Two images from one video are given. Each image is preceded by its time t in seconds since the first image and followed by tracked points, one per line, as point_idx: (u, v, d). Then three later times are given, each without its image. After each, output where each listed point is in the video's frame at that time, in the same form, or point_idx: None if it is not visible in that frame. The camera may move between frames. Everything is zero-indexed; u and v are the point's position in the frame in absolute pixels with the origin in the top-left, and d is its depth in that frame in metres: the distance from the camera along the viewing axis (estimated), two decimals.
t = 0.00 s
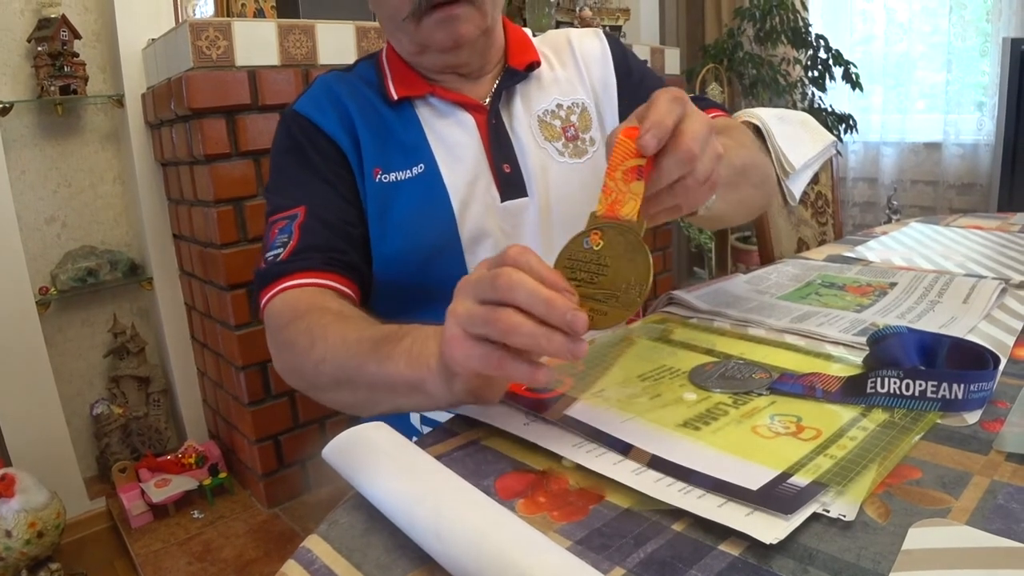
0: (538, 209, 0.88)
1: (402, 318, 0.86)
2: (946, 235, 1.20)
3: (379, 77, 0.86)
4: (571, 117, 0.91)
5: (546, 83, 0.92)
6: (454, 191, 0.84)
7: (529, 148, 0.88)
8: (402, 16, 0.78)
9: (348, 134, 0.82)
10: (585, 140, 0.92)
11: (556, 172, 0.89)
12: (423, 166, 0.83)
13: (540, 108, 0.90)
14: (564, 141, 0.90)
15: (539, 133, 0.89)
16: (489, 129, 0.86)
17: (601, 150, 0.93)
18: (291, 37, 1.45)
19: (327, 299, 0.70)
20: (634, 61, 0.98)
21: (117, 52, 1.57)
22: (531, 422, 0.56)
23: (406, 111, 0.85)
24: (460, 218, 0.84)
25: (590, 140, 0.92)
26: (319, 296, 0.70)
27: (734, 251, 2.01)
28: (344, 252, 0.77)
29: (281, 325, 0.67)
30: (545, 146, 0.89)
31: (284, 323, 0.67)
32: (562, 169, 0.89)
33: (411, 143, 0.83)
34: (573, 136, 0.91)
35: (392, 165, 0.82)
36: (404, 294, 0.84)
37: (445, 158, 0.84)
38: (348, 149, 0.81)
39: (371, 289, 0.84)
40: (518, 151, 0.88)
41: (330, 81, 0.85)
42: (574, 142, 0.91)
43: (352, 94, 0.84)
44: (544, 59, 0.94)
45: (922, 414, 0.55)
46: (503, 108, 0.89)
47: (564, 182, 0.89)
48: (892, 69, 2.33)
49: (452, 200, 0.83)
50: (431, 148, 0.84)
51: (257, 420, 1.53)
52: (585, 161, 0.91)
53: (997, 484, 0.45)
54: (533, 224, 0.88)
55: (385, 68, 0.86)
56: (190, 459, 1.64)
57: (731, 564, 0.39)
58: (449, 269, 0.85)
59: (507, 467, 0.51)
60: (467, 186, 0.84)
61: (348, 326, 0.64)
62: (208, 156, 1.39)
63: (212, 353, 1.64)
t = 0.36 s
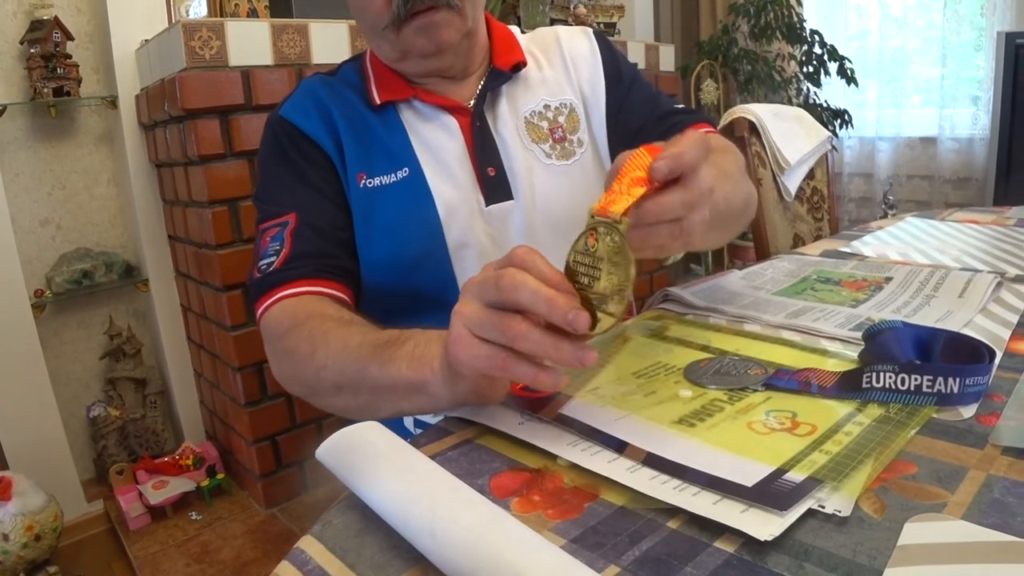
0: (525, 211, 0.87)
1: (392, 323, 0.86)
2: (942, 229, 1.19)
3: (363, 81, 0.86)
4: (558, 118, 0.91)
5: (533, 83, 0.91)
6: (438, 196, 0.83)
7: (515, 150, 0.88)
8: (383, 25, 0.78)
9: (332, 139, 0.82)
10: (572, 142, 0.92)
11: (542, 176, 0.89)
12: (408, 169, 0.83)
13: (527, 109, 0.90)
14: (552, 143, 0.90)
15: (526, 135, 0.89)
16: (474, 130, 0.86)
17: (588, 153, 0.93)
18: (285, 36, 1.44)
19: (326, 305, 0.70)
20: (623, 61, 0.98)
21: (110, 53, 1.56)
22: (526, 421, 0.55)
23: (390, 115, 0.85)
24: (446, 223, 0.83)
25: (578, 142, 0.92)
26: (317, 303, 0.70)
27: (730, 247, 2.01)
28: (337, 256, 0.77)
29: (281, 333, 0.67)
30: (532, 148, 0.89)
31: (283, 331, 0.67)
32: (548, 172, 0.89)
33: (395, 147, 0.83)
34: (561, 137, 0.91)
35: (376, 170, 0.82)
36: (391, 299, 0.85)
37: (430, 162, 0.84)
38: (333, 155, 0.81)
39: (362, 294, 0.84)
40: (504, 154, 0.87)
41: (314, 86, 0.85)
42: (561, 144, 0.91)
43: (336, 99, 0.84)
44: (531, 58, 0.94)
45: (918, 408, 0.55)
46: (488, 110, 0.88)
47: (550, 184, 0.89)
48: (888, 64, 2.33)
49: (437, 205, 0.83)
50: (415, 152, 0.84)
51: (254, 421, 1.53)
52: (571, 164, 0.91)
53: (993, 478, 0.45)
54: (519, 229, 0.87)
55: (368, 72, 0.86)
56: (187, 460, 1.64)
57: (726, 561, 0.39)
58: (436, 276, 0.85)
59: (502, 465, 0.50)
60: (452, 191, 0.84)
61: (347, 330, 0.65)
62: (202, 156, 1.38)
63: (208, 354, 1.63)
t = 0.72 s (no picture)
0: (514, 211, 0.87)
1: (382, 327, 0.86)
2: (938, 224, 1.20)
3: (345, 84, 0.86)
4: (547, 116, 0.91)
5: (521, 82, 0.91)
6: (425, 198, 0.83)
7: (505, 148, 0.87)
8: (366, 29, 0.77)
9: (316, 144, 0.81)
10: (562, 140, 0.91)
11: (530, 176, 0.88)
12: (393, 173, 0.82)
13: (516, 108, 0.89)
14: (541, 142, 0.90)
15: (515, 134, 0.89)
16: (461, 130, 0.85)
17: (579, 151, 0.93)
18: (278, 34, 1.44)
19: (303, 311, 0.69)
20: (615, 58, 0.97)
21: (104, 52, 1.56)
22: (522, 417, 0.55)
23: (374, 117, 0.84)
24: (433, 227, 0.83)
25: (567, 140, 0.92)
26: (296, 311, 0.70)
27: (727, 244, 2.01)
28: (319, 269, 0.77)
29: (260, 345, 0.67)
30: (521, 147, 0.89)
31: (262, 341, 0.67)
32: (538, 171, 0.89)
33: (379, 150, 0.83)
34: (550, 136, 0.91)
35: (361, 174, 0.82)
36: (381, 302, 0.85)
37: (415, 165, 0.83)
38: (317, 160, 0.81)
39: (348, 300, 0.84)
40: (491, 154, 0.87)
41: (296, 90, 0.85)
42: (551, 142, 0.91)
43: (319, 103, 0.84)
44: (520, 56, 0.94)
45: (914, 403, 0.55)
46: (475, 109, 0.88)
47: (541, 183, 0.89)
48: (883, 59, 2.33)
49: (424, 207, 0.83)
50: (400, 155, 0.83)
51: (252, 420, 1.52)
52: (561, 162, 0.91)
53: (990, 472, 0.45)
54: (508, 231, 0.87)
55: (351, 74, 0.86)
56: (184, 460, 1.64)
57: (722, 557, 0.39)
58: (425, 278, 0.85)
59: (498, 463, 0.50)
60: (438, 193, 0.84)
61: (319, 332, 0.63)
62: (197, 156, 1.38)
63: (203, 353, 1.63)
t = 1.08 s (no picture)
0: (514, 217, 0.86)
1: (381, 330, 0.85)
2: (935, 220, 1.20)
3: (348, 78, 0.86)
4: (554, 125, 0.91)
5: (530, 87, 0.91)
6: (424, 199, 0.82)
7: (510, 154, 0.87)
8: (373, 24, 0.77)
9: (317, 137, 0.81)
10: (567, 151, 0.91)
11: (533, 181, 0.88)
12: (394, 170, 0.82)
13: (522, 114, 0.89)
14: (546, 150, 0.90)
15: (520, 140, 0.88)
16: (464, 131, 0.85)
17: (582, 163, 0.93)
18: (275, 35, 1.44)
19: (291, 314, 0.69)
20: (625, 79, 0.98)
21: (100, 53, 1.55)
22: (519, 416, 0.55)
23: (375, 112, 0.84)
24: (432, 227, 0.83)
25: (572, 151, 0.92)
26: (285, 312, 0.69)
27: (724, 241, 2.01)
28: (315, 266, 0.77)
29: (246, 347, 0.68)
30: (526, 153, 0.88)
31: (250, 342, 0.67)
32: (541, 179, 0.88)
33: (380, 146, 0.83)
34: (555, 145, 0.90)
35: (361, 170, 0.82)
36: (376, 304, 0.84)
37: (416, 162, 0.83)
38: (317, 153, 0.81)
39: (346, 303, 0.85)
40: (494, 156, 0.86)
41: (297, 82, 0.85)
42: (556, 152, 0.90)
43: (321, 96, 0.84)
44: (530, 61, 0.93)
45: (911, 400, 0.55)
46: (480, 111, 0.88)
47: (544, 190, 0.88)
48: (879, 56, 2.33)
49: (422, 208, 0.82)
50: (401, 152, 0.83)
51: (250, 421, 1.52)
52: (564, 173, 0.91)
53: (986, 468, 0.45)
54: (508, 235, 0.86)
55: (354, 68, 0.86)
56: (184, 461, 1.64)
57: (719, 555, 0.39)
58: (422, 279, 0.84)
59: (495, 463, 0.50)
60: (437, 194, 0.83)
61: (301, 346, 0.64)
62: (194, 156, 1.38)
63: (201, 354, 1.63)
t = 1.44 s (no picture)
0: (527, 217, 0.85)
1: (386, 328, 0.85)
2: (934, 216, 1.20)
3: (364, 71, 0.85)
4: (569, 127, 0.91)
5: (546, 88, 0.91)
6: (437, 197, 0.82)
7: (525, 155, 0.87)
8: (393, 14, 0.77)
9: (329, 129, 0.81)
10: (581, 153, 0.91)
11: (547, 180, 0.87)
12: (407, 165, 0.82)
13: (538, 114, 0.89)
14: (561, 151, 0.89)
15: (535, 140, 0.88)
16: (478, 130, 0.85)
17: (596, 165, 0.92)
18: (272, 33, 1.43)
19: (295, 314, 0.70)
20: (640, 87, 0.99)
21: (96, 52, 1.55)
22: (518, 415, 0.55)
23: (390, 106, 0.84)
24: (444, 225, 0.82)
25: (586, 154, 0.91)
26: (289, 312, 0.70)
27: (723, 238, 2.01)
28: (321, 262, 0.77)
29: (249, 344, 0.69)
30: (542, 154, 0.88)
31: (253, 343, 0.69)
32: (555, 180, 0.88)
33: (394, 140, 0.82)
34: (570, 146, 0.90)
35: (373, 164, 0.81)
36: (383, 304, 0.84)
37: (429, 158, 0.83)
38: (328, 146, 0.80)
39: (353, 300, 0.84)
40: (508, 156, 0.86)
41: (313, 73, 0.85)
42: (570, 153, 0.90)
43: (336, 87, 0.83)
44: (546, 62, 0.93)
45: (910, 395, 0.54)
46: (496, 112, 0.87)
47: (558, 191, 0.88)
48: (878, 52, 2.33)
49: (435, 205, 0.82)
50: (414, 147, 0.83)
51: (249, 420, 1.52)
52: (579, 175, 0.90)
53: (986, 464, 0.45)
54: (520, 236, 0.85)
55: (371, 61, 0.86)
56: (183, 460, 1.63)
57: (718, 552, 0.39)
58: (431, 279, 0.82)
59: (494, 460, 0.50)
60: (451, 192, 0.83)
61: (302, 348, 0.65)
62: (191, 155, 1.37)
63: (200, 353, 1.63)
